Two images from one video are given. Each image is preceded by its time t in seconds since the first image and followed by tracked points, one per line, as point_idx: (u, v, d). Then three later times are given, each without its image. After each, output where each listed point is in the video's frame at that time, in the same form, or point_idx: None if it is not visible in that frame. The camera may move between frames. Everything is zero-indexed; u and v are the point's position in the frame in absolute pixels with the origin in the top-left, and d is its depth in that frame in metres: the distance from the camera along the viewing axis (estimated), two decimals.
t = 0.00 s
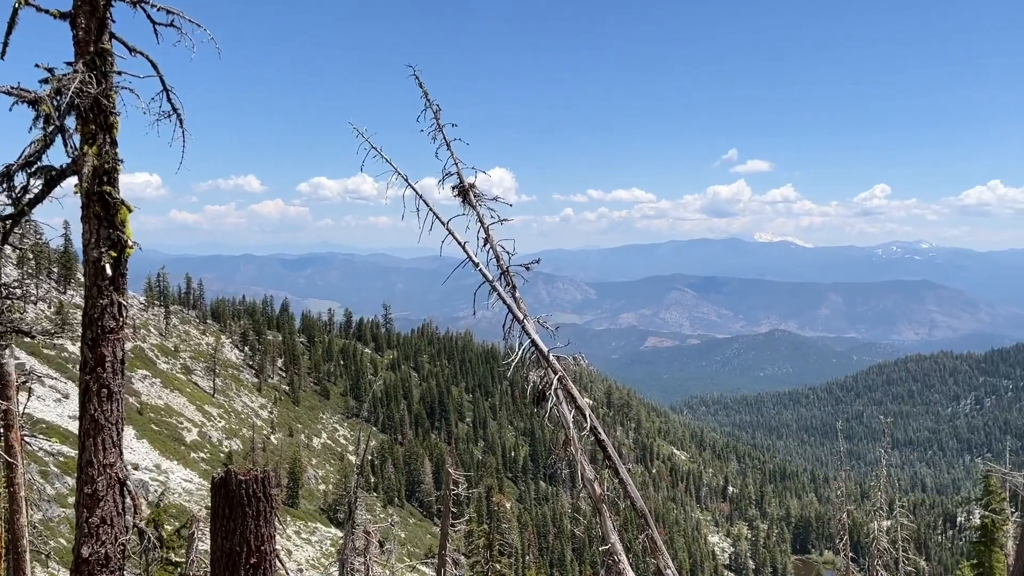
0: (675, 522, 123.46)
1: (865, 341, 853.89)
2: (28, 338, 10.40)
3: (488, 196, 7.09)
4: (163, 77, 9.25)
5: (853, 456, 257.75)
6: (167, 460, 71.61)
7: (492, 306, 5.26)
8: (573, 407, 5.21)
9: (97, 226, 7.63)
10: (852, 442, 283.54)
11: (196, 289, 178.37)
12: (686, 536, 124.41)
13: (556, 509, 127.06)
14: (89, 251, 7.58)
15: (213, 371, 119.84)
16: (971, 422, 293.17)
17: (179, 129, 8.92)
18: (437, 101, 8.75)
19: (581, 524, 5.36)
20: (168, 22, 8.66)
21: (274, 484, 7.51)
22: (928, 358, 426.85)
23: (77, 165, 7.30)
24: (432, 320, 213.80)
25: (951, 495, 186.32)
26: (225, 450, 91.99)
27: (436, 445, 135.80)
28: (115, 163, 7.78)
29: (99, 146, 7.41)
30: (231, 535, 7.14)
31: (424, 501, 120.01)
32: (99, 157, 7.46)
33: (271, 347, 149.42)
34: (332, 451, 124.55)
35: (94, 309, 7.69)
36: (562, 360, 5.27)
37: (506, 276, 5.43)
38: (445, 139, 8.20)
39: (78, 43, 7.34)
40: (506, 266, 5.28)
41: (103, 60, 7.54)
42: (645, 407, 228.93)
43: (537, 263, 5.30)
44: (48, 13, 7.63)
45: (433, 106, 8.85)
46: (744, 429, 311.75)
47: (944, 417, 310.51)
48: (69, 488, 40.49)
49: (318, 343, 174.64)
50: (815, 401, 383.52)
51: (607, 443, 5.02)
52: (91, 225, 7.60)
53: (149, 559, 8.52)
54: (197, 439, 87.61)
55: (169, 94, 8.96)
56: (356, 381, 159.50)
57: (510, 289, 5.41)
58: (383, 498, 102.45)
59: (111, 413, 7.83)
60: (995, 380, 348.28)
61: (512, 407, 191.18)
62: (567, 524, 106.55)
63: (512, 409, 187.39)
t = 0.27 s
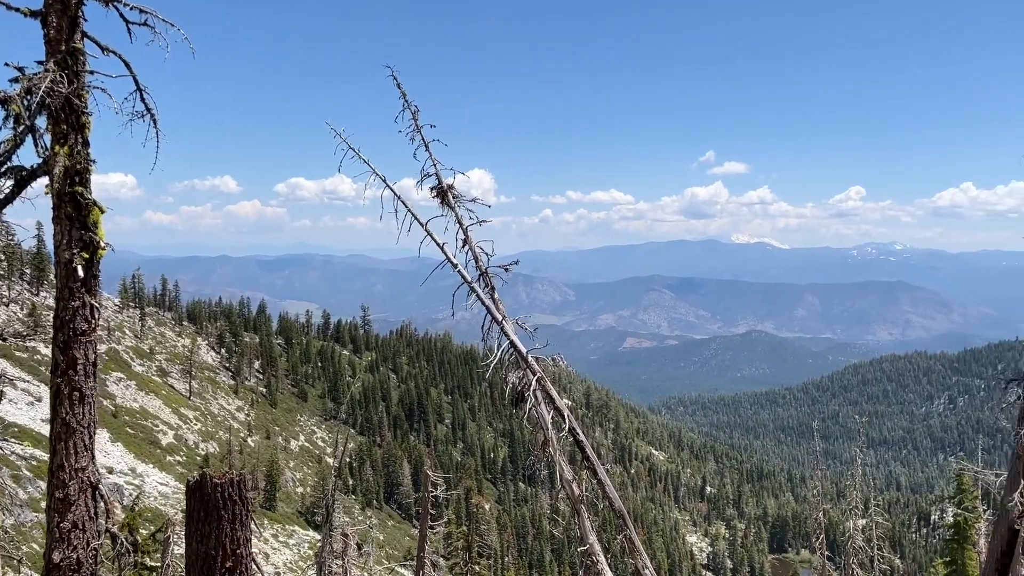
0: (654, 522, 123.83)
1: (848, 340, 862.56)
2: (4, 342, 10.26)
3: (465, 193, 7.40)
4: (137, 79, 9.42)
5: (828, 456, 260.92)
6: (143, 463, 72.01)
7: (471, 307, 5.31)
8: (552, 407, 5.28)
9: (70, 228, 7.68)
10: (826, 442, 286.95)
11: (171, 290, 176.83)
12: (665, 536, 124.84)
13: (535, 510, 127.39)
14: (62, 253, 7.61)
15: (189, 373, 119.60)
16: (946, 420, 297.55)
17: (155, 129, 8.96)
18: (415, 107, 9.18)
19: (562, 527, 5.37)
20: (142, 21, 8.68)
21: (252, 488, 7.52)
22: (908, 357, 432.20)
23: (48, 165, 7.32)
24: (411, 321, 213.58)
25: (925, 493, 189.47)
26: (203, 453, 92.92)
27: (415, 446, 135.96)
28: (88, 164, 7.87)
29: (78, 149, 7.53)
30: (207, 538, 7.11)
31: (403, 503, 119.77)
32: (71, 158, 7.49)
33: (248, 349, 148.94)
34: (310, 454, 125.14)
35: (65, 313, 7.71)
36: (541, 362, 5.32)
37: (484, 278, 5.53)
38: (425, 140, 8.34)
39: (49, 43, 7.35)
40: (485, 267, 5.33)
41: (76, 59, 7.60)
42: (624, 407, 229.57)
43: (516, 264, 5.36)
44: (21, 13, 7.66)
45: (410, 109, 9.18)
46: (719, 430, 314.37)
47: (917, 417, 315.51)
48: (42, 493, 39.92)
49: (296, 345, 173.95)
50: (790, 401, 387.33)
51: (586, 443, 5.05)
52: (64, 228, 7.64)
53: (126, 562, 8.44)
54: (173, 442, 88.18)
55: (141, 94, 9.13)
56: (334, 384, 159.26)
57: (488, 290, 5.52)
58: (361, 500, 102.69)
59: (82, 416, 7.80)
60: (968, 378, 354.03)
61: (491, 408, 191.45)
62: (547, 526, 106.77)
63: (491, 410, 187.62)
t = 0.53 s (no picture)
0: (635, 523, 123.65)
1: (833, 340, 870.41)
2: None
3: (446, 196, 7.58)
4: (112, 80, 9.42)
5: (807, 456, 263.06)
6: (118, 467, 72.29)
7: (453, 307, 5.36)
8: (532, 408, 5.31)
9: (41, 228, 7.58)
10: (803, 442, 289.21)
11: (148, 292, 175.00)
12: (646, 536, 124.73)
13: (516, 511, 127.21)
14: (33, 254, 7.52)
15: (166, 376, 118.99)
16: (924, 420, 301.39)
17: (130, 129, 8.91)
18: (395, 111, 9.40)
19: (544, 530, 5.39)
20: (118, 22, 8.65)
21: (229, 491, 7.53)
22: (890, 356, 437.03)
23: (21, 167, 7.27)
24: (391, 323, 212.62)
25: (903, 493, 192.03)
26: (180, 456, 93.18)
27: (395, 449, 135.67)
28: (62, 165, 7.84)
29: (54, 153, 7.51)
30: (183, 543, 7.09)
31: (383, 505, 119.18)
32: (44, 158, 7.45)
33: (226, 351, 148.03)
34: (288, 457, 125.09)
35: (37, 314, 7.64)
36: (521, 363, 5.36)
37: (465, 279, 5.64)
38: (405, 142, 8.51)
39: (21, 42, 7.32)
40: (464, 269, 5.46)
41: (49, 59, 7.57)
42: (604, 408, 229.45)
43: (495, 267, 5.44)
44: None
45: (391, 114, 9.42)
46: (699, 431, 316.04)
47: (894, 417, 319.37)
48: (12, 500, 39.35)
49: (274, 347, 172.80)
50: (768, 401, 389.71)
51: (566, 447, 5.09)
52: (35, 227, 7.55)
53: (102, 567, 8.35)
54: (150, 445, 88.35)
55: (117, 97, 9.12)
56: (313, 386, 158.49)
57: (468, 292, 5.65)
58: (341, 503, 102.59)
59: (56, 419, 7.76)
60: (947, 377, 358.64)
61: (471, 410, 191.05)
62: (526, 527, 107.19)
63: (472, 412, 187.08)
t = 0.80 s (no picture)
0: (617, 525, 123.73)
1: (820, 340, 876.60)
2: None
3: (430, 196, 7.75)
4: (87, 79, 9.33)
5: (788, 457, 265.11)
6: (98, 471, 72.98)
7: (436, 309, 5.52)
8: (516, 409, 5.44)
9: (17, 229, 7.49)
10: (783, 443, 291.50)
11: (128, 294, 173.62)
12: (628, 538, 124.99)
13: (498, 514, 127.27)
14: (8, 255, 7.42)
15: (146, 379, 118.78)
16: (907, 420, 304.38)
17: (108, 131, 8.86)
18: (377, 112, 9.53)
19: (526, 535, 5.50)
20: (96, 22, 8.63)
21: (208, 494, 7.85)
22: (876, 356, 440.93)
23: None
24: (373, 325, 212.07)
25: (882, 493, 194.13)
26: (160, 459, 93.85)
27: (377, 451, 135.44)
28: (37, 164, 7.77)
29: (25, 152, 7.40)
30: (163, 547, 7.38)
31: (365, 509, 118.83)
32: (20, 159, 7.40)
33: (207, 353, 147.52)
34: (270, 460, 125.35)
35: (13, 317, 7.56)
36: (503, 364, 5.48)
37: (449, 282, 5.88)
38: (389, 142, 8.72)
39: None
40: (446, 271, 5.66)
41: (24, 59, 7.49)
42: (587, 410, 229.73)
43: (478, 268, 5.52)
44: None
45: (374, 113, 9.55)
46: (681, 432, 317.28)
47: (873, 419, 321.94)
48: None
49: (255, 350, 172.04)
50: (751, 401, 392.04)
51: (548, 446, 5.19)
52: (10, 228, 7.46)
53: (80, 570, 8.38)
54: (129, 449, 89.03)
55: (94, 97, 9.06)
56: (295, 388, 158.09)
57: (450, 294, 5.91)
58: (322, 507, 102.91)
59: (33, 423, 7.70)
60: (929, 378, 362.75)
61: (454, 412, 190.99)
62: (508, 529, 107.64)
63: (455, 414, 186.93)
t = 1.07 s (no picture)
0: (603, 527, 123.72)
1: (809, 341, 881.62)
2: None
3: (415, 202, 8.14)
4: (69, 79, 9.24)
5: (773, 458, 266.22)
6: (79, 476, 73.36)
7: (423, 313, 6.03)
8: (502, 413, 5.89)
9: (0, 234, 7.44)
10: (767, 445, 293.15)
11: (110, 298, 172.50)
12: (613, 539, 124.92)
13: (484, 517, 127.23)
14: None
15: (129, 383, 118.73)
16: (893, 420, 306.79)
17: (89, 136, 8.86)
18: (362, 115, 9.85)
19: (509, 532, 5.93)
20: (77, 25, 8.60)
21: (191, 499, 8.17)
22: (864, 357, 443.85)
23: None
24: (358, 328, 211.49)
25: (867, 493, 195.75)
26: (143, 463, 94.26)
27: (362, 455, 135.17)
28: (20, 168, 7.72)
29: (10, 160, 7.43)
30: (146, 552, 7.66)
31: (350, 512, 118.81)
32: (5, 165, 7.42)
33: (190, 357, 147.01)
34: (254, 463, 125.37)
35: None
36: (488, 366, 5.98)
37: (434, 284, 6.17)
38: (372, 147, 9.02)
39: None
40: (433, 273, 6.13)
41: (6, 64, 7.43)
42: (573, 412, 229.82)
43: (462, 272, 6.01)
44: None
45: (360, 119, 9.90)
46: (667, 435, 318.42)
47: (857, 420, 323.07)
48: None
49: (240, 353, 171.27)
50: (738, 403, 393.91)
51: (533, 449, 5.76)
52: None
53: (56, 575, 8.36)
54: (112, 454, 89.36)
55: (75, 99, 8.99)
56: (280, 391, 157.56)
57: (436, 295, 6.39)
58: (307, 511, 103.09)
59: (14, 430, 7.65)
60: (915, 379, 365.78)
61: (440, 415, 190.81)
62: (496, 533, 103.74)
63: (440, 416, 186.60)
